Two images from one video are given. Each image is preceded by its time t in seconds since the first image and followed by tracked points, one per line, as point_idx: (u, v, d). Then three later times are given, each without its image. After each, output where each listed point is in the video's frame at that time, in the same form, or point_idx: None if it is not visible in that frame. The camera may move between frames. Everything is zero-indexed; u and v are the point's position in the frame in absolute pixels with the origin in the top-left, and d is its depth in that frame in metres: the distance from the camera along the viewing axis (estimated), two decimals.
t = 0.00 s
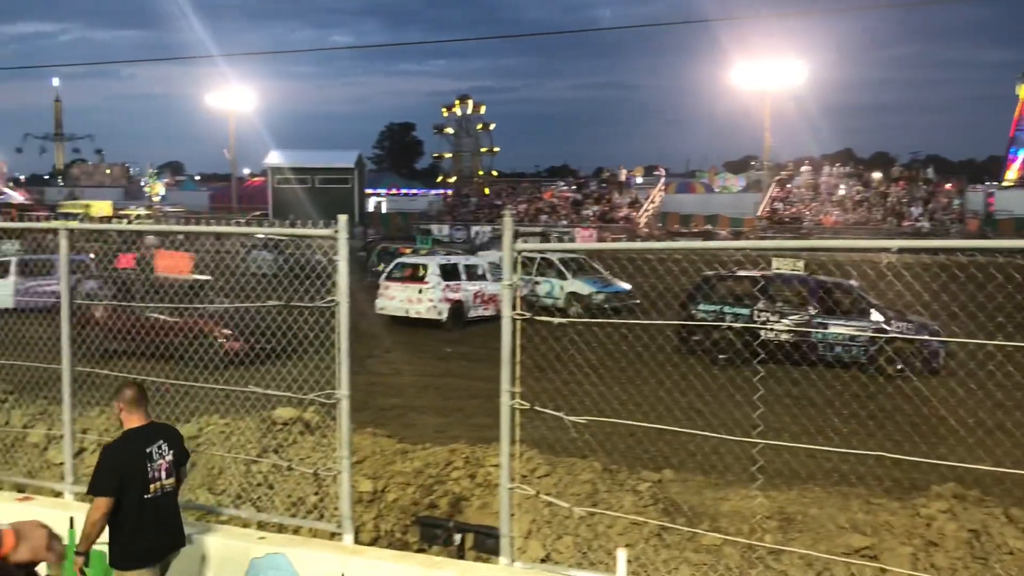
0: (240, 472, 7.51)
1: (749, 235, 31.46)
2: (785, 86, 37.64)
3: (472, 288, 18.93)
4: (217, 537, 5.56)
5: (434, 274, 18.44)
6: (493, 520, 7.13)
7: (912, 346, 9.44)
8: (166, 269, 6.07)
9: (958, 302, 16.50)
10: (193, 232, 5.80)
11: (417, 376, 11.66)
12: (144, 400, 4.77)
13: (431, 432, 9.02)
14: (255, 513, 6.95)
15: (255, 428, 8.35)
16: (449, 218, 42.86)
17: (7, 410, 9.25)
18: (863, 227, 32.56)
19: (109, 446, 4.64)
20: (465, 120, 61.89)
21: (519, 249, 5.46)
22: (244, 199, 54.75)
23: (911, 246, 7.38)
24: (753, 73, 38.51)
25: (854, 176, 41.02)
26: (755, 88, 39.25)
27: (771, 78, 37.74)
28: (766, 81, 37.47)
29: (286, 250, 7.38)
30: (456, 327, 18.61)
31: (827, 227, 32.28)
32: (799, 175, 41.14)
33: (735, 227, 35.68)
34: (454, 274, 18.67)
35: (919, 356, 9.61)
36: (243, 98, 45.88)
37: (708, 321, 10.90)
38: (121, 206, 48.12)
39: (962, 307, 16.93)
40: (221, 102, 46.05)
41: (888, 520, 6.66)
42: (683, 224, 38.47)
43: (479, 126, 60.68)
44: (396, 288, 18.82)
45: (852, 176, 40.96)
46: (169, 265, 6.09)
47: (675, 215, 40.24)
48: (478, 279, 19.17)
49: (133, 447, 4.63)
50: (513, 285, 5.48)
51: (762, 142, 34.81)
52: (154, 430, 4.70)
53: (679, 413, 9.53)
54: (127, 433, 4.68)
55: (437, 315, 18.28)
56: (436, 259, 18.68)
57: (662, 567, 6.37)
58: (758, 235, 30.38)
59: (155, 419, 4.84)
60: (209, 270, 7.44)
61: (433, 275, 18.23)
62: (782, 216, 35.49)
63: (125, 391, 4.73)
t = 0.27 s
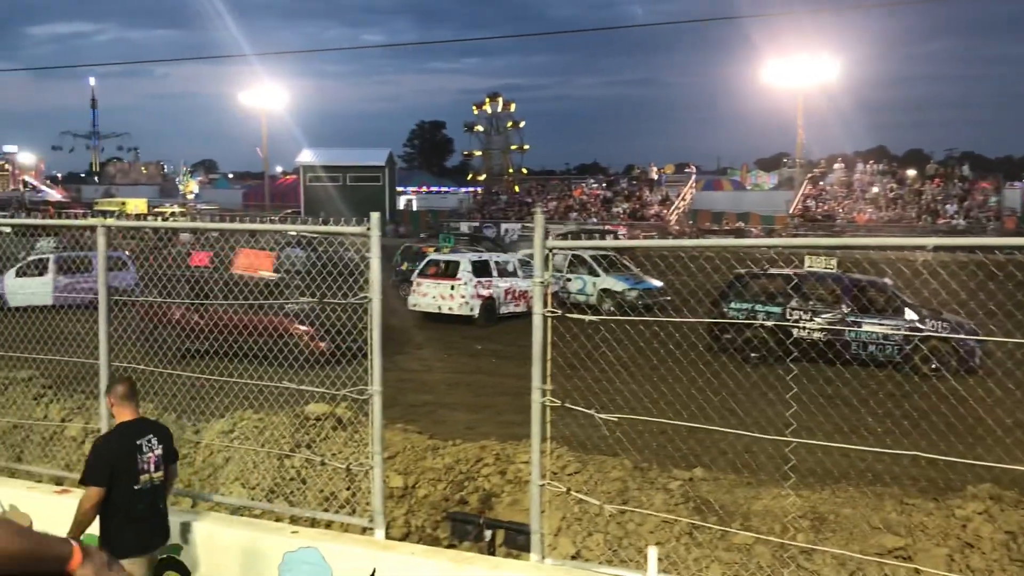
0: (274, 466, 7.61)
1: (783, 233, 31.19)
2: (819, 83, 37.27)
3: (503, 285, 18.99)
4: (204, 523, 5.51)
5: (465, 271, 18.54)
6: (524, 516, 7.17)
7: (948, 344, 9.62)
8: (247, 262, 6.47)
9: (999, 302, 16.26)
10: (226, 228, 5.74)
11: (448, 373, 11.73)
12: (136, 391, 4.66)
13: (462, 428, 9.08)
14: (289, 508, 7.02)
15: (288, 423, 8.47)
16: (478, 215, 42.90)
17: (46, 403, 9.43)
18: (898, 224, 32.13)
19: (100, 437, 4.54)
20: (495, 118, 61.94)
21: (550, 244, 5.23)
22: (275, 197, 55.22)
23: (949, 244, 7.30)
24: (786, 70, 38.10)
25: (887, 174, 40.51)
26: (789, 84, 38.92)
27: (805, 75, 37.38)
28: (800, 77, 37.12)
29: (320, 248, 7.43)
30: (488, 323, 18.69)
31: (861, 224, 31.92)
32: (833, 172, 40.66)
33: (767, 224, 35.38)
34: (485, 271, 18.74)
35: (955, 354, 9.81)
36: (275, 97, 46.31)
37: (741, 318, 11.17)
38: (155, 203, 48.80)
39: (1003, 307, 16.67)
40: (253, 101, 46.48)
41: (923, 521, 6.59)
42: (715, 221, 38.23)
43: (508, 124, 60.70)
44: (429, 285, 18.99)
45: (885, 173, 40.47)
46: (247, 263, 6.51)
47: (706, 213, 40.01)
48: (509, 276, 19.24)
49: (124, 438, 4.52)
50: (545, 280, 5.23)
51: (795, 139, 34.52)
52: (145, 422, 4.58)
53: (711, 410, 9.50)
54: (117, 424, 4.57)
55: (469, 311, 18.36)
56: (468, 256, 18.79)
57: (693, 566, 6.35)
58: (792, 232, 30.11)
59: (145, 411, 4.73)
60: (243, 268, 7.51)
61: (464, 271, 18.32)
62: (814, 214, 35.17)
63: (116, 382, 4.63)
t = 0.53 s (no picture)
0: (297, 464, 7.69)
1: (806, 231, 30.96)
2: (842, 79, 36.88)
3: (526, 285, 19.03)
4: (208, 516, 5.56)
5: (489, 270, 18.62)
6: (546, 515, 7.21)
7: (974, 345, 9.81)
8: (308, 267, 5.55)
9: None
10: (251, 228, 5.69)
11: (470, 372, 11.79)
12: (123, 380, 4.94)
13: (484, 427, 9.13)
14: (313, 506, 7.08)
15: (312, 420, 8.57)
16: (498, 215, 42.95)
17: (72, 401, 9.57)
18: (923, 223, 31.74)
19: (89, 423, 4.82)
20: (515, 117, 61.84)
21: (571, 245, 5.14)
22: (297, 197, 55.54)
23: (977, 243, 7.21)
24: (809, 68, 37.77)
25: (913, 172, 40.02)
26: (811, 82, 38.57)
27: (828, 72, 37.03)
28: (823, 75, 36.76)
29: (343, 248, 7.43)
30: (512, 321, 18.75)
31: (886, 223, 31.58)
32: (856, 169, 40.27)
33: (790, 223, 35.12)
34: (508, 270, 18.80)
35: (979, 354, 10.05)
36: (296, 97, 46.51)
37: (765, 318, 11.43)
38: (178, 204, 49.34)
39: None
40: (275, 101, 46.77)
41: (948, 521, 6.55)
42: (737, 221, 38.01)
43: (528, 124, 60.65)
44: (452, 284, 19.09)
45: (911, 171, 39.98)
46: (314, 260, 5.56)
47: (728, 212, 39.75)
48: (532, 275, 19.28)
49: (111, 424, 4.80)
50: (568, 281, 5.18)
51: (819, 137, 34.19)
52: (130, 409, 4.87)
53: (732, 409, 9.52)
54: (104, 411, 4.85)
55: (491, 310, 18.43)
56: (491, 255, 18.86)
57: (716, 566, 6.35)
58: (815, 231, 29.84)
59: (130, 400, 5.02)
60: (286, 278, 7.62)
61: (487, 270, 18.39)
62: (838, 213, 34.86)
63: (103, 372, 4.91)
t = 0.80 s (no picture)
0: (314, 463, 7.70)
1: (822, 229, 30.73)
2: (858, 76, 36.54)
3: (544, 282, 19.03)
4: (225, 514, 5.58)
5: (507, 268, 18.64)
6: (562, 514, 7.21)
7: (993, 343, 9.79)
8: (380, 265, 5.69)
9: None
10: (265, 228, 5.61)
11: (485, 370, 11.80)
12: (90, 385, 5.13)
13: (499, 426, 9.13)
14: (329, 505, 7.10)
15: (328, 419, 8.60)
16: (512, 213, 42.95)
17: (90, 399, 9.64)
18: (941, 220, 31.40)
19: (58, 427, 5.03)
20: (530, 115, 61.78)
21: (586, 242, 5.09)
22: (311, 196, 55.73)
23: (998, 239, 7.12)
24: (825, 64, 37.48)
25: (930, 168, 39.62)
26: (827, 78, 38.27)
27: (844, 68, 36.71)
28: (839, 71, 36.45)
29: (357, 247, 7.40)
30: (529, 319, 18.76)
31: (904, 220, 31.25)
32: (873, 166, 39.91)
33: (805, 221, 34.87)
34: (525, 268, 18.80)
35: (998, 351, 10.05)
36: (311, 97, 46.67)
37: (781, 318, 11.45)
38: (193, 204, 49.65)
39: None
40: (290, 100, 46.93)
41: (968, 521, 6.49)
42: (752, 219, 37.81)
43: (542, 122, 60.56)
44: (470, 282, 19.14)
45: (928, 168, 39.58)
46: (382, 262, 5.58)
47: (743, 210, 39.51)
48: (550, 272, 19.29)
49: (78, 427, 4.99)
50: (584, 278, 5.11)
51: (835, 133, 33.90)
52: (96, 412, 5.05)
53: (749, 407, 9.48)
54: (73, 415, 5.05)
55: (508, 308, 18.45)
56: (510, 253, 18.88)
57: (733, 565, 6.32)
58: (832, 228, 29.60)
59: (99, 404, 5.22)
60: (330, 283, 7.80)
61: (505, 268, 18.41)
62: (854, 210, 34.57)
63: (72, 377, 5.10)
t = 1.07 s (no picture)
0: (322, 462, 7.72)
1: (830, 227, 30.59)
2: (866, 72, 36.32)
3: (553, 281, 19.03)
4: (234, 513, 5.59)
5: (518, 266, 18.67)
6: (570, 513, 7.21)
7: (1003, 341, 9.77)
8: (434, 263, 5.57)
9: None
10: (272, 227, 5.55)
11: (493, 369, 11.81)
12: (56, 373, 5.18)
13: (508, 425, 9.12)
14: (339, 504, 7.12)
15: (337, 417, 8.62)
16: (520, 212, 42.93)
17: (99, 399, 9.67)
18: (950, 217, 31.20)
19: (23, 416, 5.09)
20: (537, 114, 61.75)
21: (594, 239, 5.04)
22: (319, 195, 55.84)
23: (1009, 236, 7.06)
24: (833, 62, 37.29)
25: (939, 165, 39.38)
26: (835, 75, 38.08)
27: (852, 65, 36.52)
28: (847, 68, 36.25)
29: (364, 246, 7.40)
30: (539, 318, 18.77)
31: (913, 218, 31.04)
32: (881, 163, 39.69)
33: (814, 218, 34.72)
34: (535, 267, 18.82)
35: (1008, 349, 10.06)
36: (318, 96, 46.74)
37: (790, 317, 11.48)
38: (201, 204, 49.80)
39: None
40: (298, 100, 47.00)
41: (978, 519, 6.45)
42: (760, 217, 37.67)
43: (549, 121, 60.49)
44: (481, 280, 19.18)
45: (937, 165, 39.34)
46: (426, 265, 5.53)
47: (750, 207, 39.38)
48: (560, 271, 19.30)
49: (41, 416, 5.04)
50: (592, 276, 5.06)
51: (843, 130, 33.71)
52: (59, 401, 5.09)
53: (758, 406, 9.46)
54: (38, 403, 5.11)
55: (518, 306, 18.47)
56: (521, 252, 18.92)
57: (742, 564, 6.31)
58: (840, 227, 29.44)
59: (66, 392, 5.27)
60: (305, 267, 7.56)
61: (515, 267, 18.44)
62: (862, 208, 34.40)
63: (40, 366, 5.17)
